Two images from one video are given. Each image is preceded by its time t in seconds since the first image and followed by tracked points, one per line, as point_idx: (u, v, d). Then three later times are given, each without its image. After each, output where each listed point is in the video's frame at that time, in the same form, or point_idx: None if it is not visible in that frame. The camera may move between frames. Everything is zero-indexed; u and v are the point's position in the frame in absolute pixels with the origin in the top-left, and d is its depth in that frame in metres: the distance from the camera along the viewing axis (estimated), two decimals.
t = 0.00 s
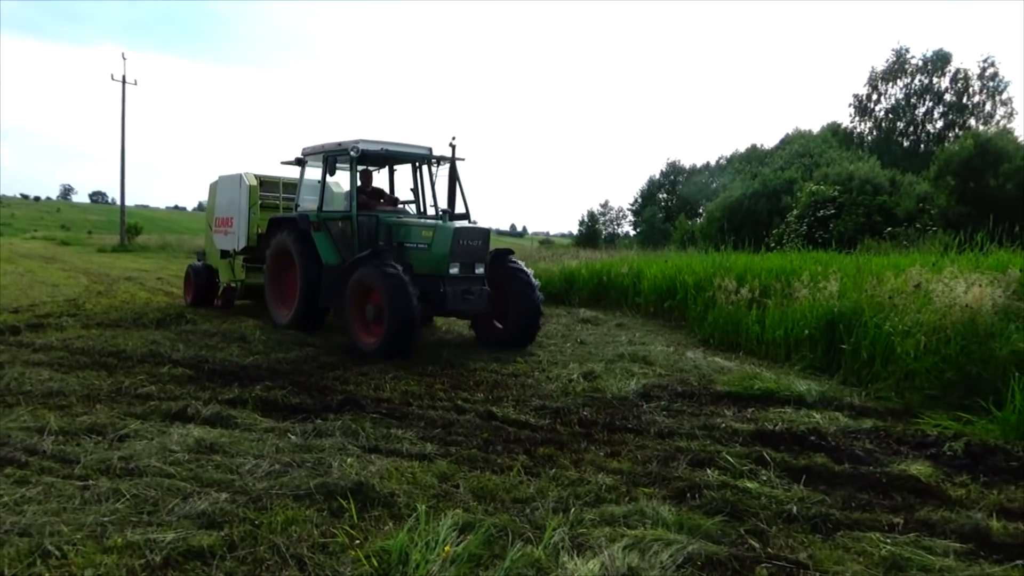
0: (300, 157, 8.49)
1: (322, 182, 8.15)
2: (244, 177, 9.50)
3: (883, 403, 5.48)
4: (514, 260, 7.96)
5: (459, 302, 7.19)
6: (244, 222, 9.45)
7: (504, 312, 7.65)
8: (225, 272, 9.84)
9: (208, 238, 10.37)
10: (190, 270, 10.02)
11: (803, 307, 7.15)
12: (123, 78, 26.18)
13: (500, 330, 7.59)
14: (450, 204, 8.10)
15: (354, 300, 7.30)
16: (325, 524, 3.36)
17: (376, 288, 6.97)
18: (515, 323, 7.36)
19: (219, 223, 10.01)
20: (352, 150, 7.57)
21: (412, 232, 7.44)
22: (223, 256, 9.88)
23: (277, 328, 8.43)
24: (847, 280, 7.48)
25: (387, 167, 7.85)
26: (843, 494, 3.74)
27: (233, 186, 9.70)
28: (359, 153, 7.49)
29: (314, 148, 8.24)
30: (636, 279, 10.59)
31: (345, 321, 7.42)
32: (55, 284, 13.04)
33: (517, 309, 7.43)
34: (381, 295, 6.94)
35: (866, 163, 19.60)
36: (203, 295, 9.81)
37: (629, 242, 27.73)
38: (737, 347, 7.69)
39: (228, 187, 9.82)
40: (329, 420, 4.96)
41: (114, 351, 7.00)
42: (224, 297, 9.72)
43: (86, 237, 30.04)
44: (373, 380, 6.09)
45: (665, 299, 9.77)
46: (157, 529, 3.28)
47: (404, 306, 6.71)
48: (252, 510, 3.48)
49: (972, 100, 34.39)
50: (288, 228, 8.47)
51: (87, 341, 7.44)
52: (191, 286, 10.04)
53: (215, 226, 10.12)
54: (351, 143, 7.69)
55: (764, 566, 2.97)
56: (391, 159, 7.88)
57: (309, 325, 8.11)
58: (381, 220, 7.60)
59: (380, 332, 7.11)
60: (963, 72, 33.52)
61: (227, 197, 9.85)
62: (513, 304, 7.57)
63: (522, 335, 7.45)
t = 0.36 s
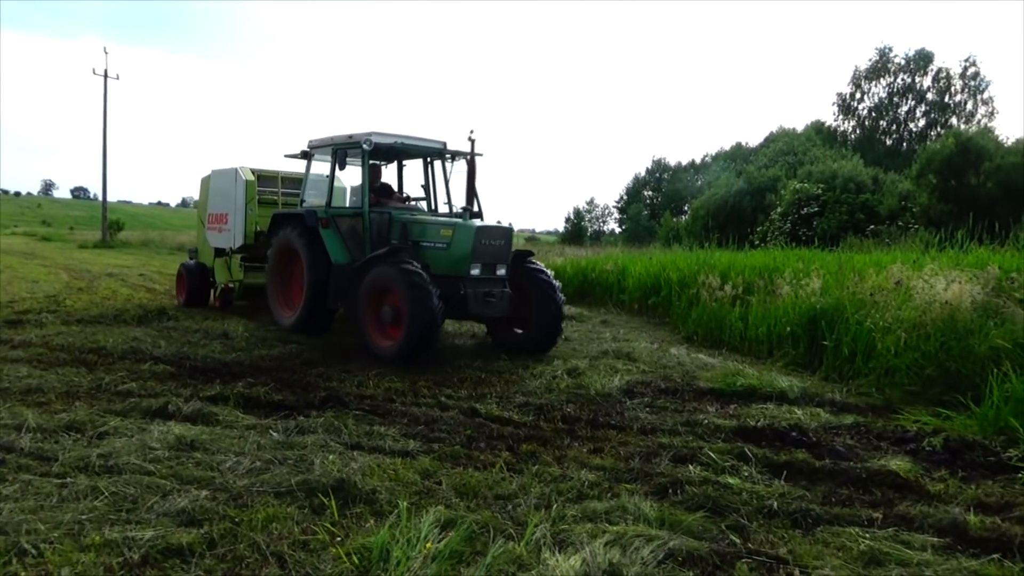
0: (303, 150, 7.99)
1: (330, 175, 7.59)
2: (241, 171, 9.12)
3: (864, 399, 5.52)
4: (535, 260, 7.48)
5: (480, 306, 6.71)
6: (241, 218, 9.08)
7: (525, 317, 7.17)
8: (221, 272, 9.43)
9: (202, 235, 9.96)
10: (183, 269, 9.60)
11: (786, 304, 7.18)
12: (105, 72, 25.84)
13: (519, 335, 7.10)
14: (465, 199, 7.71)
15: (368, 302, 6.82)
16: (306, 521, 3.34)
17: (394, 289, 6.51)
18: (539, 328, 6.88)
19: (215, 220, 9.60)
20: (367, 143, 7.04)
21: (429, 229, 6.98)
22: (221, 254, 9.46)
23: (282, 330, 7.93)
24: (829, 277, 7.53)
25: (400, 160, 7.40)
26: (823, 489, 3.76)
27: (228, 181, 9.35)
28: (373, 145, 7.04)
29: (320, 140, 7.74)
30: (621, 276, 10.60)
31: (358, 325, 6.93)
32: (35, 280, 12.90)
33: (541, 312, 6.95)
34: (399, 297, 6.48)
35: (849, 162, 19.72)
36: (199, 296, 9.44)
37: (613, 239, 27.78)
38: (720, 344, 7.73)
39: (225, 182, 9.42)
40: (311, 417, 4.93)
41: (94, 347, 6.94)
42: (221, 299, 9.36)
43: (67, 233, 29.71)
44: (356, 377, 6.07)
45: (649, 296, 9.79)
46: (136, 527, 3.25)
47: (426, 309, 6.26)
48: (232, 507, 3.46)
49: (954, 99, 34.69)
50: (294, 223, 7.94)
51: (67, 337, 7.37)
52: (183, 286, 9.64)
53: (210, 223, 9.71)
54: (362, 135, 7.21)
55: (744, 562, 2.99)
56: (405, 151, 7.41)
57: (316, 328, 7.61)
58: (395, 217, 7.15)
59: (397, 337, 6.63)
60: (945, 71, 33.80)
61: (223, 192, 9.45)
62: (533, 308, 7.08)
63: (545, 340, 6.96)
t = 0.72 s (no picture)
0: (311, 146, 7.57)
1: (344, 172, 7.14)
2: (242, 166, 8.77)
3: (847, 396, 5.54)
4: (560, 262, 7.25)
5: (508, 309, 6.45)
6: (242, 215, 8.73)
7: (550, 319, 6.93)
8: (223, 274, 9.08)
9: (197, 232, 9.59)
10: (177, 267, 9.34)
11: (770, 301, 7.21)
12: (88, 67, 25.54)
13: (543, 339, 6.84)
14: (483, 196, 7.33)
15: (390, 305, 6.42)
16: (288, 518, 3.32)
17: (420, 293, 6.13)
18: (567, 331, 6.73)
19: (213, 216, 9.24)
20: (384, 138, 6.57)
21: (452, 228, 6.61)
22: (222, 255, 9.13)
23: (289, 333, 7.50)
24: (813, 275, 7.56)
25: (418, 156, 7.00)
26: (804, 485, 3.78)
27: (226, 176, 9.03)
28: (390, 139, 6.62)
29: (330, 135, 7.33)
30: (606, 273, 10.61)
31: (377, 329, 6.53)
32: (17, 277, 12.79)
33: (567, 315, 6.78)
34: (425, 301, 6.11)
35: (834, 160, 19.82)
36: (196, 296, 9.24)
37: (600, 237, 27.81)
38: (705, 341, 7.75)
39: (224, 177, 9.06)
40: (294, 414, 4.91)
41: (75, 344, 6.88)
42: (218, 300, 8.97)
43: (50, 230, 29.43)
44: (340, 374, 6.05)
45: (635, 293, 9.80)
46: (114, 526, 3.22)
47: (455, 315, 5.90)
48: (212, 505, 3.43)
49: (938, 99, 34.94)
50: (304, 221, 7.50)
51: (48, 335, 7.31)
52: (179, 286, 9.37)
53: (207, 220, 9.34)
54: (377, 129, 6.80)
55: (726, 557, 2.99)
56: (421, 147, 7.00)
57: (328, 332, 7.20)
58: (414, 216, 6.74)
59: (423, 342, 6.25)
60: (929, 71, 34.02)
61: (223, 187, 9.09)
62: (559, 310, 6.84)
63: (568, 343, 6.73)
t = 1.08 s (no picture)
0: (319, 139, 7.25)
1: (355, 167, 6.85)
2: (242, 160, 8.41)
3: (828, 392, 5.56)
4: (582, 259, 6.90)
5: (540, 314, 6.11)
6: (242, 211, 8.38)
7: (574, 324, 6.64)
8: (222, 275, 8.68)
9: (194, 228, 9.23)
10: (173, 264, 8.99)
11: (752, 297, 7.23)
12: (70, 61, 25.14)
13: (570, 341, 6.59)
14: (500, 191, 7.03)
15: (414, 311, 6.13)
16: (264, 516, 3.30)
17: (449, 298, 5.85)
18: (594, 336, 6.45)
19: (211, 211, 8.86)
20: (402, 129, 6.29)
21: (477, 226, 6.29)
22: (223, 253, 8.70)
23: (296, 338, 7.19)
24: (795, 272, 7.58)
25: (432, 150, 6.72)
26: (783, 481, 3.79)
27: (225, 170, 8.65)
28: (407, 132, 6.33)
29: (339, 128, 7.03)
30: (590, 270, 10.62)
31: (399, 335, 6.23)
32: None
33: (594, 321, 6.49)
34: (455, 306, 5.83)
35: (819, 158, 19.90)
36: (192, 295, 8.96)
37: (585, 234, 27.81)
38: (687, 337, 7.76)
39: (223, 170, 8.69)
40: (273, 411, 4.87)
41: (53, 341, 6.81)
42: (216, 302, 8.47)
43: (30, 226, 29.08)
44: (321, 371, 6.02)
45: (619, 290, 9.81)
46: (88, 524, 3.19)
47: (487, 321, 5.64)
48: (189, 503, 3.40)
49: (921, 98, 35.19)
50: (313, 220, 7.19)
51: (25, 331, 7.23)
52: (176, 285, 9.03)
53: (204, 215, 8.98)
54: (392, 122, 6.52)
55: (704, 553, 3.00)
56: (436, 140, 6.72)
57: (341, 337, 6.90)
58: (436, 214, 6.44)
59: (450, 349, 5.99)
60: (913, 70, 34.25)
61: (221, 181, 8.72)
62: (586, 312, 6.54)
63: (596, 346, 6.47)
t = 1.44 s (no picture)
0: (322, 137, 6.86)
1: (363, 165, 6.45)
2: (239, 157, 8.03)
3: (803, 387, 5.61)
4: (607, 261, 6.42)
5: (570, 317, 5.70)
6: (237, 209, 7.99)
7: (600, 330, 6.18)
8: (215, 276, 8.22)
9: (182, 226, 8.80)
10: (161, 265, 8.58)
11: (729, 293, 7.26)
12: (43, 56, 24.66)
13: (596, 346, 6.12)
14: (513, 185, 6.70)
15: (441, 316, 5.76)
16: (237, 515, 3.27)
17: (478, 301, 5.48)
18: (620, 344, 5.99)
19: (203, 209, 8.43)
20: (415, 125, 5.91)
21: (501, 226, 5.91)
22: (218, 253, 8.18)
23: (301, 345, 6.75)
24: (772, 268, 7.62)
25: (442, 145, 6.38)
26: (758, 475, 3.81)
27: (219, 166, 8.25)
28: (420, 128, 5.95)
29: (341, 122, 6.66)
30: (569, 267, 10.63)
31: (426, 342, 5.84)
32: None
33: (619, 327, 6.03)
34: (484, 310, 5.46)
35: (797, 155, 20.02)
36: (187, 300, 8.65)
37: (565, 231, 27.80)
38: (665, 333, 7.79)
39: (216, 166, 8.28)
40: (248, 410, 4.83)
41: (24, 340, 6.72)
42: (212, 305, 8.02)
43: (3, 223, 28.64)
44: (298, 369, 5.98)
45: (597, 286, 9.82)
46: (57, 525, 3.14)
47: (521, 324, 5.29)
48: (160, 503, 3.36)
49: (898, 95, 35.53)
50: (320, 221, 6.78)
51: None
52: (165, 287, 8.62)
53: (195, 214, 8.54)
54: (400, 116, 6.16)
55: (678, 548, 3.01)
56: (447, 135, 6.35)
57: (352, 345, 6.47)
58: (455, 215, 6.07)
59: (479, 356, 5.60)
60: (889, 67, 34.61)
61: (214, 177, 8.29)
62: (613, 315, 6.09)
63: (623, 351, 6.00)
